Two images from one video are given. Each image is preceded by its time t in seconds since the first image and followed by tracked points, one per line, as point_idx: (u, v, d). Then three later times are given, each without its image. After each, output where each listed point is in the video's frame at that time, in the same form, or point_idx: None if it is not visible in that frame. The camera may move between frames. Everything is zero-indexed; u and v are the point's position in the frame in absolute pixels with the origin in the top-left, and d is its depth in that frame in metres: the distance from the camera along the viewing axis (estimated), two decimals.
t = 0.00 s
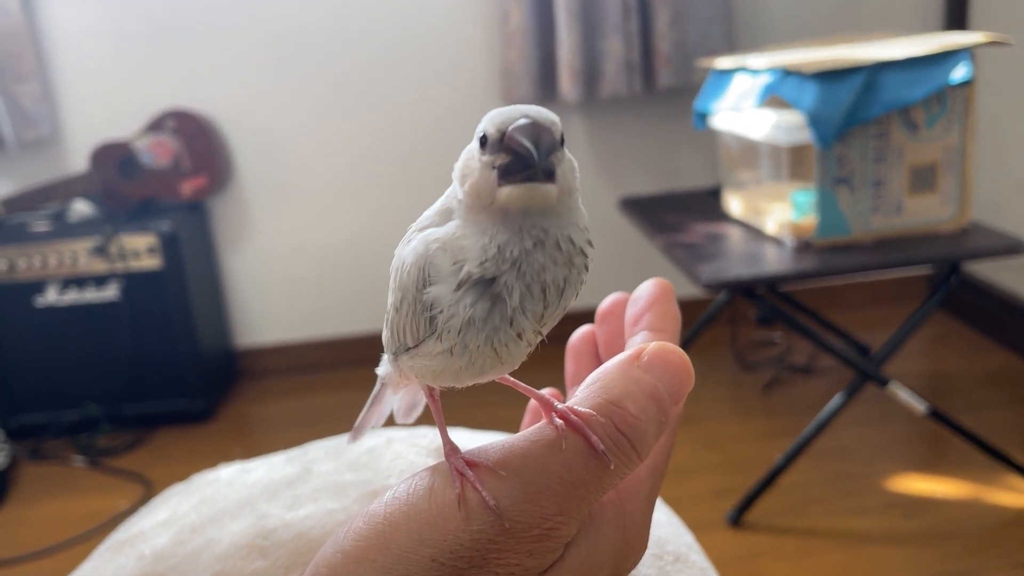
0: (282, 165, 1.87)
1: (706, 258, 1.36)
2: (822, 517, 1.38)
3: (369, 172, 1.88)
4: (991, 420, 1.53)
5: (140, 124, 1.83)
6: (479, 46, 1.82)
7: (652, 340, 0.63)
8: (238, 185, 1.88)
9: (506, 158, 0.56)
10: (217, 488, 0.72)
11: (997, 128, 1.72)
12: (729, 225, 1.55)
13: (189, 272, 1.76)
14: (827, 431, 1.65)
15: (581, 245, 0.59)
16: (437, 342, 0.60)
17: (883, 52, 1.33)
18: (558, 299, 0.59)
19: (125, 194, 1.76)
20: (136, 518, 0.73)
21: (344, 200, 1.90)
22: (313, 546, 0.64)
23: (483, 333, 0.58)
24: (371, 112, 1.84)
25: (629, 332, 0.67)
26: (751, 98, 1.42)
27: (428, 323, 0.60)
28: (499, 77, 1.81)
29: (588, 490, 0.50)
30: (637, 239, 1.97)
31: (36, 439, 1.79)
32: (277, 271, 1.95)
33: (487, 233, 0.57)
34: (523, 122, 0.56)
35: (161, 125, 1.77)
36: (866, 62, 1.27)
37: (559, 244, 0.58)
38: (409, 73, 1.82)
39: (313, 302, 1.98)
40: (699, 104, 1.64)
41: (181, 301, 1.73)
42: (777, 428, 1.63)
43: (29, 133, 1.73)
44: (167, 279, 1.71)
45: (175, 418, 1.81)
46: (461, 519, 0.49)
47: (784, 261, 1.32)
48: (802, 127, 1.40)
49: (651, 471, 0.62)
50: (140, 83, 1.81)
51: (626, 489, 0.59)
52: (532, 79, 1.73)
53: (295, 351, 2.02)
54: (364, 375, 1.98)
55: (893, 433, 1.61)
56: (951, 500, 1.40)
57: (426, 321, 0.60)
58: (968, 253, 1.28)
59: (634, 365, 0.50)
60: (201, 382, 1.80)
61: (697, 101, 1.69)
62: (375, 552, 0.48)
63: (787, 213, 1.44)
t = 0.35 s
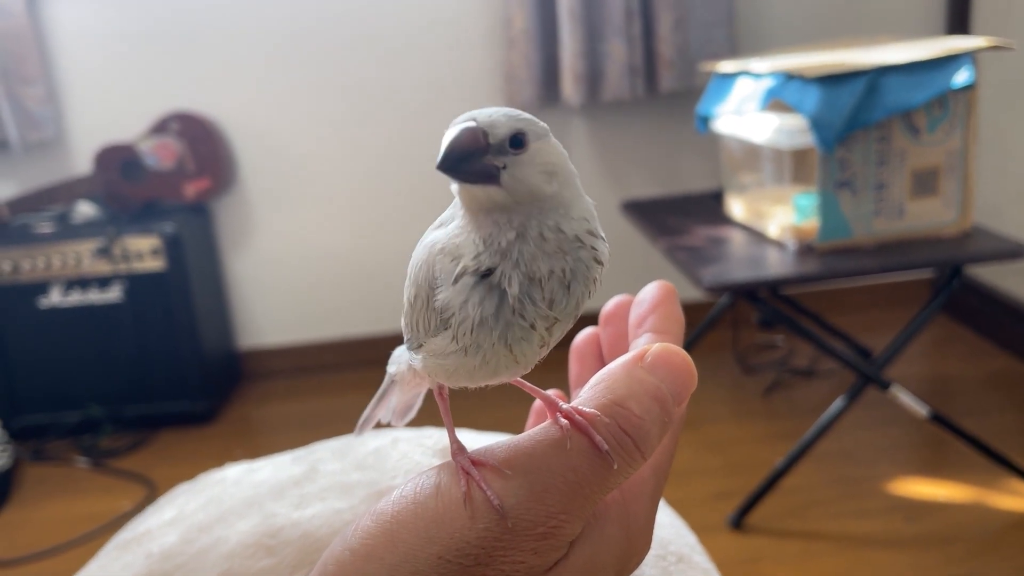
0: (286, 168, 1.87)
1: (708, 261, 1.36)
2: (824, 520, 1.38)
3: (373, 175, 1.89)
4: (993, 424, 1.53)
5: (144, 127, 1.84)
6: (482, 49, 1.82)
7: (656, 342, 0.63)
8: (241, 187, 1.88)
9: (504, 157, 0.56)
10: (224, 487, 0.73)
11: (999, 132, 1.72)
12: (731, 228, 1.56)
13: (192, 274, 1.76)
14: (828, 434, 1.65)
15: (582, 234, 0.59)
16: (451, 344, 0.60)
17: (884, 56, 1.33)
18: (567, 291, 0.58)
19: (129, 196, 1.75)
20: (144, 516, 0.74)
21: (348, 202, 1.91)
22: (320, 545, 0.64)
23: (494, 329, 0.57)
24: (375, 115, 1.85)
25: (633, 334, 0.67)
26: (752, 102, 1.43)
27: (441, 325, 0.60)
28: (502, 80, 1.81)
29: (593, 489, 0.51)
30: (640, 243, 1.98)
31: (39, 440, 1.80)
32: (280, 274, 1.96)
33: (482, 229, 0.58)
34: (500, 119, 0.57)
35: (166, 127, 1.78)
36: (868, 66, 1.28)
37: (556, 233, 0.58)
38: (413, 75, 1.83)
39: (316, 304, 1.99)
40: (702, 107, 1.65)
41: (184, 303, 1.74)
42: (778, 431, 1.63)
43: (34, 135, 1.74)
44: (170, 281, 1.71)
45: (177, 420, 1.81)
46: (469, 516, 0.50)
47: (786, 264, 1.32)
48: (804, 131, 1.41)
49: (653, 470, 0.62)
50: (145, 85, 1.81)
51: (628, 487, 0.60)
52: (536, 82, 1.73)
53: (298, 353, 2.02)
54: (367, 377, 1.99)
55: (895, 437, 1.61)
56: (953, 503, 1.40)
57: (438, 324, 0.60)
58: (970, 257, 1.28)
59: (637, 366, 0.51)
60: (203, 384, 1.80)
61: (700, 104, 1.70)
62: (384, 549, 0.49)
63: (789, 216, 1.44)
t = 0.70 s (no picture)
0: (295, 173, 1.90)
1: (711, 267, 1.39)
2: (824, 520, 1.42)
3: (380, 180, 1.92)
4: (989, 427, 1.56)
5: (155, 132, 1.87)
6: (488, 56, 1.85)
7: (669, 359, 0.68)
8: (251, 191, 1.91)
9: (538, 198, 0.59)
10: (265, 486, 0.78)
11: (997, 140, 1.75)
12: (733, 234, 1.59)
13: (203, 277, 1.79)
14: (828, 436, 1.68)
15: (606, 266, 0.63)
16: (486, 363, 0.63)
17: (882, 67, 1.37)
18: (590, 315, 0.61)
19: (140, 200, 1.79)
20: (185, 513, 0.78)
21: (356, 207, 1.94)
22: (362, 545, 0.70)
23: (525, 349, 0.61)
24: (383, 120, 1.88)
25: (647, 351, 0.72)
26: (755, 111, 1.46)
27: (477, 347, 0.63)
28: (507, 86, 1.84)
29: (617, 492, 0.54)
30: (643, 247, 2.01)
31: (54, 440, 1.83)
32: (289, 277, 1.99)
33: (516, 261, 0.62)
34: (536, 166, 0.60)
35: (177, 133, 1.81)
36: (867, 77, 1.31)
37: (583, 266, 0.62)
38: (420, 82, 1.86)
39: (324, 306, 2.02)
40: (705, 115, 1.68)
41: (195, 305, 1.77)
42: (779, 433, 1.66)
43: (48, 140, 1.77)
44: (181, 283, 1.74)
45: (188, 420, 1.85)
46: (507, 515, 0.53)
47: (787, 270, 1.35)
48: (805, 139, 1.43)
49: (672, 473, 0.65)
50: (156, 90, 1.84)
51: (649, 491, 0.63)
52: (541, 89, 1.76)
53: (306, 354, 2.05)
54: (374, 379, 2.02)
55: (894, 439, 1.64)
56: (950, 504, 1.43)
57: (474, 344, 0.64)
58: (968, 264, 1.31)
59: (653, 382, 0.54)
60: (213, 385, 1.83)
61: (702, 112, 1.73)
62: (431, 546, 0.53)
63: (790, 223, 1.47)
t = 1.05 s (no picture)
0: (297, 173, 1.91)
1: (712, 268, 1.39)
2: (825, 521, 1.42)
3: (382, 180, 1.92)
4: (990, 429, 1.57)
5: (158, 132, 1.87)
6: (490, 57, 1.85)
7: (675, 366, 0.68)
8: (253, 191, 1.92)
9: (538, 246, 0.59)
10: (272, 490, 0.78)
11: (999, 141, 1.75)
12: (734, 235, 1.60)
13: (205, 277, 1.79)
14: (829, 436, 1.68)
15: (622, 296, 0.63)
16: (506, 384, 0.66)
17: (884, 68, 1.37)
18: (603, 338, 0.63)
19: (143, 200, 1.80)
20: (193, 516, 0.79)
21: (358, 207, 1.94)
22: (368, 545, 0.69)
23: (539, 374, 0.64)
24: (385, 121, 1.88)
25: (653, 359, 0.72)
26: (757, 113, 1.46)
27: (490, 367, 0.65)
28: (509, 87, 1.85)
29: (627, 497, 0.55)
30: (644, 248, 2.01)
31: (56, 439, 1.83)
32: (291, 277, 1.99)
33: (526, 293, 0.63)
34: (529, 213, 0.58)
35: (179, 132, 1.81)
36: (869, 79, 1.31)
37: (594, 299, 0.62)
38: (422, 82, 1.86)
39: (325, 306, 2.02)
40: (706, 116, 1.68)
41: (197, 305, 1.77)
42: (780, 434, 1.66)
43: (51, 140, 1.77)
44: (183, 283, 1.74)
45: (190, 419, 1.85)
46: (518, 521, 0.53)
47: (789, 271, 1.35)
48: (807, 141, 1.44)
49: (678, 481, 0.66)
50: (158, 90, 1.84)
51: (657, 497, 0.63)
52: (542, 89, 1.76)
53: (308, 354, 2.06)
54: (375, 379, 2.02)
55: (895, 440, 1.64)
56: (950, 506, 1.43)
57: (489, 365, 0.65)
58: (969, 266, 1.31)
59: (662, 390, 0.56)
60: (215, 385, 1.83)
61: (704, 114, 1.73)
62: (442, 552, 0.53)
63: (791, 225, 1.47)
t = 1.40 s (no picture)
0: (297, 170, 1.91)
1: (711, 264, 1.40)
2: (821, 516, 1.43)
3: (381, 176, 1.93)
4: (986, 425, 1.58)
5: (158, 128, 1.88)
6: (489, 54, 1.86)
7: (673, 362, 0.69)
8: (253, 187, 1.92)
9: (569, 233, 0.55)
10: (275, 479, 0.79)
11: (995, 138, 1.76)
12: (732, 232, 1.60)
13: (205, 273, 1.80)
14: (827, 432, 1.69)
15: (605, 246, 0.57)
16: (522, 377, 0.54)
17: (882, 66, 1.37)
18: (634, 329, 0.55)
19: (143, 197, 1.80)
20: (195, 505, 0.79)
21: (358, 203, 1.95)
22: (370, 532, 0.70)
23: (567, 352, 0.53)
24: (384, 117, 1.89)
25: (651, 355, 0.73)
26: (755, 109, 1.46)
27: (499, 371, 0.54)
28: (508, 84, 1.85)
29: (626, 488, 0.55)
30: (643, 244, 2.02)
31: (56, 434, 1.84)
32: (291, 273, 2.00)
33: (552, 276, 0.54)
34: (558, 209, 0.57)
35: (179, 128, 1.81)
36: (867, 76, 1.31)
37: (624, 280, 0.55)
38: (421, 79, 1.87)
39: (325, 302, 2.03)
40: (705, 113, 1.68)
41: (197, 301, 1.77)
42: (777, 429, 1.67)
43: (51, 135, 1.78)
44: (183, 279, 1.75)
45: (190, 414, 1.85)
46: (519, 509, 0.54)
47: (786, 268, 1.36)
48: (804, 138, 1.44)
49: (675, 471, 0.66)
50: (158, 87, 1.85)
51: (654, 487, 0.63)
52: (541, 86, 1.77)
53: (307, 350, 2.06)
54: (374, 374, 2.03)
55: (891, 436, 1.65)
56: (946, 501, 1.44)
57: (507, 372, 0.54)
58: (965, 263, 1.32)
59: (661, 384, 0.57)
60: (215, 381, 1.84)
61: (702, 110, 1.74)
62: (447, 538, 0.54)
63: (789, 221, 1.48)
